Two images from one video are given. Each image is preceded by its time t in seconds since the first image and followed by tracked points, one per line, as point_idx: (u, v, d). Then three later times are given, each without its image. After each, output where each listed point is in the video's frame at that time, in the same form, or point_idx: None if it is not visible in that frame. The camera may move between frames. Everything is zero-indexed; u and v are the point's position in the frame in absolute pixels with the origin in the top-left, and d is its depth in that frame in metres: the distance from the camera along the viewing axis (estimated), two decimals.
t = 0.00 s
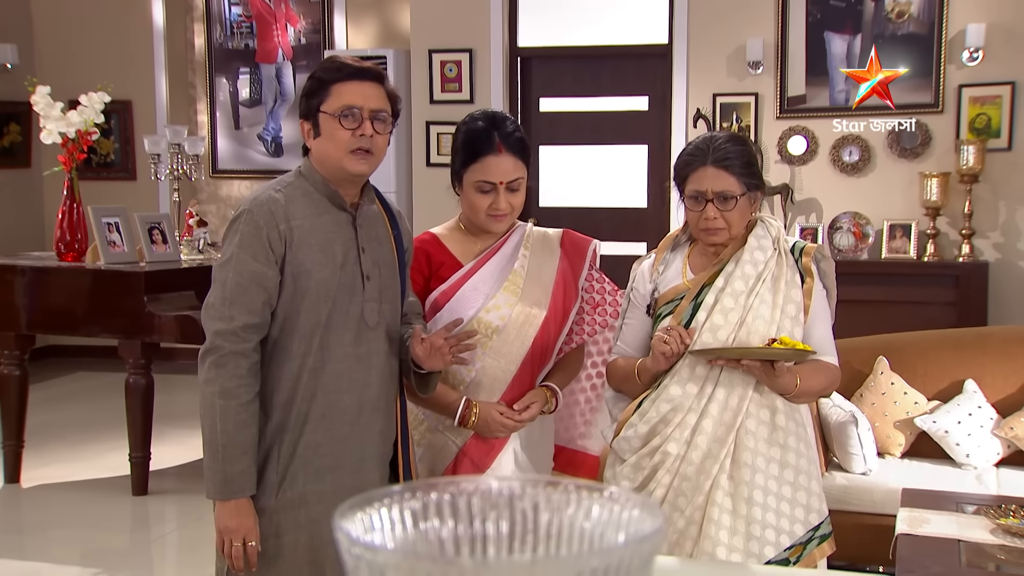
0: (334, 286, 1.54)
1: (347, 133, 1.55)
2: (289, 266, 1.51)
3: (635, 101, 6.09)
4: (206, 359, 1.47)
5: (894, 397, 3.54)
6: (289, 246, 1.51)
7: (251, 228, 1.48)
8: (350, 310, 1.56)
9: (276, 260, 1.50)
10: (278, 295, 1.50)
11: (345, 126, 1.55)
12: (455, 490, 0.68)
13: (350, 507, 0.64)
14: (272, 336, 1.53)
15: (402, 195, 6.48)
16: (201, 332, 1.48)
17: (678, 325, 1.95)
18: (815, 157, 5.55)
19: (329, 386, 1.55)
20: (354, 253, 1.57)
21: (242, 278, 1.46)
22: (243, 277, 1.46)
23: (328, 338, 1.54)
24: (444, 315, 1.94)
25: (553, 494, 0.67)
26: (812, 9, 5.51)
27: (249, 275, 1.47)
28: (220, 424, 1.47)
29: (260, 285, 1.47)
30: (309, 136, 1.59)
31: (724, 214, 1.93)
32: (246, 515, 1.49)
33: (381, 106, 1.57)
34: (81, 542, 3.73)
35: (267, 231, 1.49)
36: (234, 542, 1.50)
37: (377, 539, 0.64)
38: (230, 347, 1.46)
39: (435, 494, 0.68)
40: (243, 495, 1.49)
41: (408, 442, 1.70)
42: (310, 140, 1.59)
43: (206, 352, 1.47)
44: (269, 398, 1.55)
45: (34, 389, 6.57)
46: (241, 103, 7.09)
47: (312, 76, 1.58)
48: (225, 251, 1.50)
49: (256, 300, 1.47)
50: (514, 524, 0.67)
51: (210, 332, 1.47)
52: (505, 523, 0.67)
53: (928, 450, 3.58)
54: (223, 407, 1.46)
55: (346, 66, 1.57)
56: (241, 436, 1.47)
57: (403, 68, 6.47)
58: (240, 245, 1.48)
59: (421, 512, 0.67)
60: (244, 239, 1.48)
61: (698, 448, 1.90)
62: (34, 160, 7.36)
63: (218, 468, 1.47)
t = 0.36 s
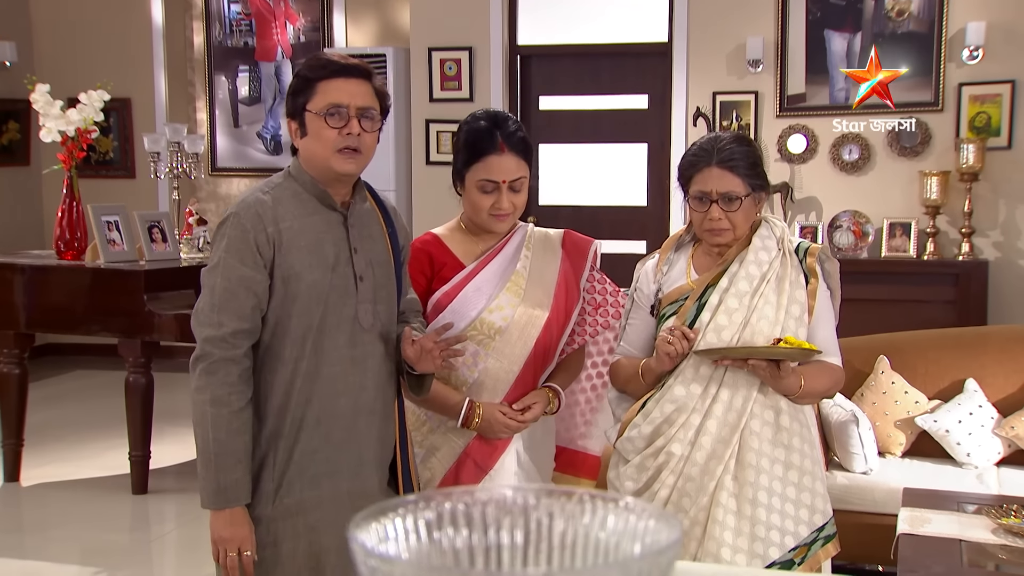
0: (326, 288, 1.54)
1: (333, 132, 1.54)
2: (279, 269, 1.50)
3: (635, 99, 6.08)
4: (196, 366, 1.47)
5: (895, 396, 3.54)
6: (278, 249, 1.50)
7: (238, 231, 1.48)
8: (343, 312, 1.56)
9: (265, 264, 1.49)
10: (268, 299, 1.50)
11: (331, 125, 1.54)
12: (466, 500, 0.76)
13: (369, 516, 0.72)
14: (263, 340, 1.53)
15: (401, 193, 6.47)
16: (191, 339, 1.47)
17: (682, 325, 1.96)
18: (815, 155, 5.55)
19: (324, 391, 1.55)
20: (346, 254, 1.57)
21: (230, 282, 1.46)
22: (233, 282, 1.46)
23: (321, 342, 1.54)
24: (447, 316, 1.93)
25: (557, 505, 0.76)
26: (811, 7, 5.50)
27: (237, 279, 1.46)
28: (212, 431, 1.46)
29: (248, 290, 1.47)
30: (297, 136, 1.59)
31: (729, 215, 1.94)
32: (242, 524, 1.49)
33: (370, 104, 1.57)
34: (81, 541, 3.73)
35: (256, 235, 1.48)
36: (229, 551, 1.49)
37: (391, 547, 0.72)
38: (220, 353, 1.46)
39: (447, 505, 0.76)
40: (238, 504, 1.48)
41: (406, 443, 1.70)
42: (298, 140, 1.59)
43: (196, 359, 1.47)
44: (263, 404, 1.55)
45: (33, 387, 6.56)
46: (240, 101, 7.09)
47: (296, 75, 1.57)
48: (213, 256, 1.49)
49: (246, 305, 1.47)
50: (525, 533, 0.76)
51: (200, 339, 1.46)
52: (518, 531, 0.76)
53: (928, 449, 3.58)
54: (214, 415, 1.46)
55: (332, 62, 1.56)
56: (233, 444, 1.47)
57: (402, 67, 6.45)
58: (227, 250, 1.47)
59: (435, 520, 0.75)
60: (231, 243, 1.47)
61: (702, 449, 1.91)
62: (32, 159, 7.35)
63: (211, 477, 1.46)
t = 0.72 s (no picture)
0: (312, 296, 1.49)
1: (316, 135, 1.50)
2: (262, 277, 1.45)
3: (634, 100, 6.08)
4: (178, 379, 1.42)
5: (896, 399, 3.53)
6: (260, 257, 1.45)
7: (218, 240, 1.43)
8: (330, 320, 1.51)
9: (247, 272, 1.44)
10: (251, 309, 1.45)
11: (314, 128, 1.50)
12: (482, 516, 0.73)
13: (385, 533, 0.69)
14: (248, 351, 1.48)
15: (400, 194, 6.45)
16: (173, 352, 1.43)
17: (687, 330, 1.97)
18: (814, 156, 5.55)
19: (312, 401, 1.50)
20: (333, 260, 1.52)
21: (211, 292, 1.41)
22: (213, 292, 1.41)
23: (307, 351, 1.49)
24: (449, 321, 1.92)
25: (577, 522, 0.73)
26: (811, 8, 5.49)
27: (217, 289, 1.41)
28: (195, 446, 1.41)
29: (230, 299, 1.42)
30: (279, 139, 1.54)
31: (732, 217, 1.95)
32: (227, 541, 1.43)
33: (353, 105, 1.52)
34: (80, 544, 3.71)
35: (237, 242, 1.44)
36: (213, 569, 1.43)
37: (408, 564, 0.68)
38: (202, 365, 1.41)
39: (462, 521, 0.72)
40: (222, 520, 1.42)
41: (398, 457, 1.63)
42: (280, 143, 1.54)
43: (178, 372, 1.42)
44: (250, 416, 1.50)
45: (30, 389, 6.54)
46: (239, 102, 7.08)
47: (277, 75, 1.52)
48: (194, 266, 1.44)
49: (228, 315, 1.42)
50: (544, 551, 0.71)
51: (182, 351, 1.41)
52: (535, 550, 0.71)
53: (929, 451, 3.58)
54: (195, 429, 1.40)
55: (314, 62, 1.51)
56: (216, 458, 1.41)
57: (401, 67, 6.44)
58: (207, 258, 1.42)
59: (451, 537, 0.71)
60: (211, 252, 1.43)
61: (707, 453, 1.91)
62: (30, 159, 7.33)
63: (195, 493, 1.41)
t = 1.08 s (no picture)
0: (295, 302, 1.44)
1: (298, 135, 1.46)
2: (243, 284, 1.41)
3: (634, 100, 6.07)
4: (160, 389, 1.38)
5: (898, 399, 3.53)
6: (240, 263, 1.41)
7: (197, 246, 1.39)
8: (315, 326, 1.46)
9: (227, 279, 1.40)
10: (232, 316, 1.40)
11: (296, 128, 1.46)
12: (502, 527, 0.62)
13: (396, 548, 0.59)
14: (230, 359, 1.44)
15: (400, 194, 6.45)
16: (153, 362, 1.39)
17: (692, 333, 1.97)
18: (815, 156, 5.54)
19: (296, 410, 1.45)
20: (318, 264, 1.47)
21: (190, 300, 1.37)
22: (193, 300, 1.37)
23: (292, 358, 1.44)
24: (450, 323, 1.91)
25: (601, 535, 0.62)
26: (812, 8, 5.48)
27: (197, 297, 1.37)
28: (177, 457, 1.37)
29: (210, 307, 1.37)
30: (262, 141, 1.50)
31: (738, 219, 1.94)
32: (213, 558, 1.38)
33: (336, 105, 1.48)
34: (80, 546, 3.70)
35: (217, 248, 1.39)
36: None
37: None
38: (182, 375, 1.37)
39: (481, 532, 0.62)
40: (206, 533, 1.38)
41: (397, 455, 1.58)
42: (263, 145, 1.50)
43: (159, 382, 1.38)
44: (234, 426, 1.46)
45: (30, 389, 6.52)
46: (239, 102, 7.08)
47: (259, 76, 1.49)
48: (174, 273, 1.40)
49: (208, 323, 1.37)
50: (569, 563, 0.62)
51: (162, 360, 1.37)
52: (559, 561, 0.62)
53: (932, 452, 3.57)
54: (177, 440, 1.36)
55: (297, 62, 1.47)
56: (198, 471, 1.37)
57: (402, 67, 6.43)
58: (186, 266, 1.38)
59: (470, 550, 0.61)
60: (190, 258, 1.38)
61: (714, 457, 1.91)
62: (30, 159, 7.32)
63: (178, 505, 1.37)
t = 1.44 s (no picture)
0: (282, 308, 1.42)
1: (287, 135, 1.44)
2: (229, 290, 1.39)
3: (637, 100, 6.07)
4: (145, 397, 1.36)
5: (903, 400, 3.52)
6: (226, 269, 1.38)
7: (181, 252, 1.36)
8: (303, 332, 1.44)
9: (213, 286, 1.38)
10: (218, 323, 1.38)
11: (285, 128, 1.44)
12: (525, 532, 0.62)
13: (421, 553, 0.58)
14: (216, 366, 1.42)
15: (403, 195, 6.45)
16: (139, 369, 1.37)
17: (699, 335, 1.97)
18: (818, 157, 5.54)
19: (284, 417, 1.43)
20: (306, 268, 1.45)
21: (174, 308, 1.34)
22: (177, 307, 1.34)
23: (279, 365, 1.42)
24: (454, 326, 1.91)
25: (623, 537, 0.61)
26: (815, 8, 5.47)
27: (181, 304, 1.34)
28: (163, 467, 1.35)
29: (195, 314, 1.35)
30: (252, 143, 1.48)
31: (746, 221, 1.94)
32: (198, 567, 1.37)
33: (326, 104, 1.47)
34: (84, 547, 3.70)
35: (202, 254, 1.37)
36: None
37: None
38: (168, 383, 1.35)
39: (503, 537, 0.62)
40: (192, 542, 1.36)
41: (401, 459, 1.59)
42: (252, 147, 1.48)
43: (145, 389, 1.36)
44: (221, 433, 1.44)
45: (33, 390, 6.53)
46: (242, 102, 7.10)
47: (247, 76, 1.47)
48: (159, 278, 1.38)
49: (193, 330, 1.35)
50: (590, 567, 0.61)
51: (147, 368, 1.35)
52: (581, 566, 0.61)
53: (936, 453, 3.57)
54: (162, 448, 1.35)
55: (285, 61, 1.45)
56: (184, 480, 1.35)
57: (404, 66, 6.42)
58: (171, 271, 1.35)
59: (492, 556, 0.61)
60: (175, 264, 1.36)
61: (722, 459, 1.91)
62: (32, 159, 7.33)
63: (165, 514, 1.35)
